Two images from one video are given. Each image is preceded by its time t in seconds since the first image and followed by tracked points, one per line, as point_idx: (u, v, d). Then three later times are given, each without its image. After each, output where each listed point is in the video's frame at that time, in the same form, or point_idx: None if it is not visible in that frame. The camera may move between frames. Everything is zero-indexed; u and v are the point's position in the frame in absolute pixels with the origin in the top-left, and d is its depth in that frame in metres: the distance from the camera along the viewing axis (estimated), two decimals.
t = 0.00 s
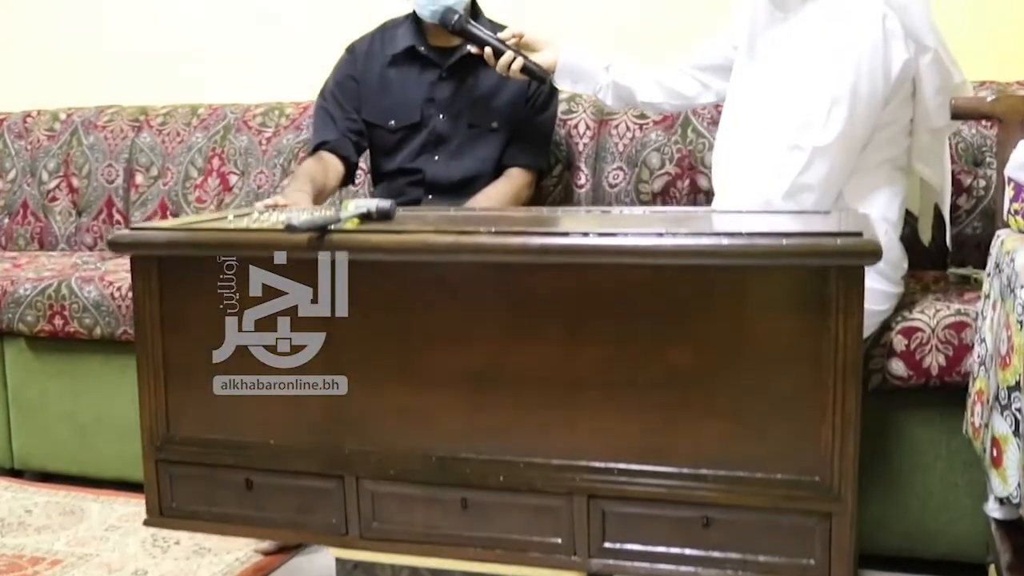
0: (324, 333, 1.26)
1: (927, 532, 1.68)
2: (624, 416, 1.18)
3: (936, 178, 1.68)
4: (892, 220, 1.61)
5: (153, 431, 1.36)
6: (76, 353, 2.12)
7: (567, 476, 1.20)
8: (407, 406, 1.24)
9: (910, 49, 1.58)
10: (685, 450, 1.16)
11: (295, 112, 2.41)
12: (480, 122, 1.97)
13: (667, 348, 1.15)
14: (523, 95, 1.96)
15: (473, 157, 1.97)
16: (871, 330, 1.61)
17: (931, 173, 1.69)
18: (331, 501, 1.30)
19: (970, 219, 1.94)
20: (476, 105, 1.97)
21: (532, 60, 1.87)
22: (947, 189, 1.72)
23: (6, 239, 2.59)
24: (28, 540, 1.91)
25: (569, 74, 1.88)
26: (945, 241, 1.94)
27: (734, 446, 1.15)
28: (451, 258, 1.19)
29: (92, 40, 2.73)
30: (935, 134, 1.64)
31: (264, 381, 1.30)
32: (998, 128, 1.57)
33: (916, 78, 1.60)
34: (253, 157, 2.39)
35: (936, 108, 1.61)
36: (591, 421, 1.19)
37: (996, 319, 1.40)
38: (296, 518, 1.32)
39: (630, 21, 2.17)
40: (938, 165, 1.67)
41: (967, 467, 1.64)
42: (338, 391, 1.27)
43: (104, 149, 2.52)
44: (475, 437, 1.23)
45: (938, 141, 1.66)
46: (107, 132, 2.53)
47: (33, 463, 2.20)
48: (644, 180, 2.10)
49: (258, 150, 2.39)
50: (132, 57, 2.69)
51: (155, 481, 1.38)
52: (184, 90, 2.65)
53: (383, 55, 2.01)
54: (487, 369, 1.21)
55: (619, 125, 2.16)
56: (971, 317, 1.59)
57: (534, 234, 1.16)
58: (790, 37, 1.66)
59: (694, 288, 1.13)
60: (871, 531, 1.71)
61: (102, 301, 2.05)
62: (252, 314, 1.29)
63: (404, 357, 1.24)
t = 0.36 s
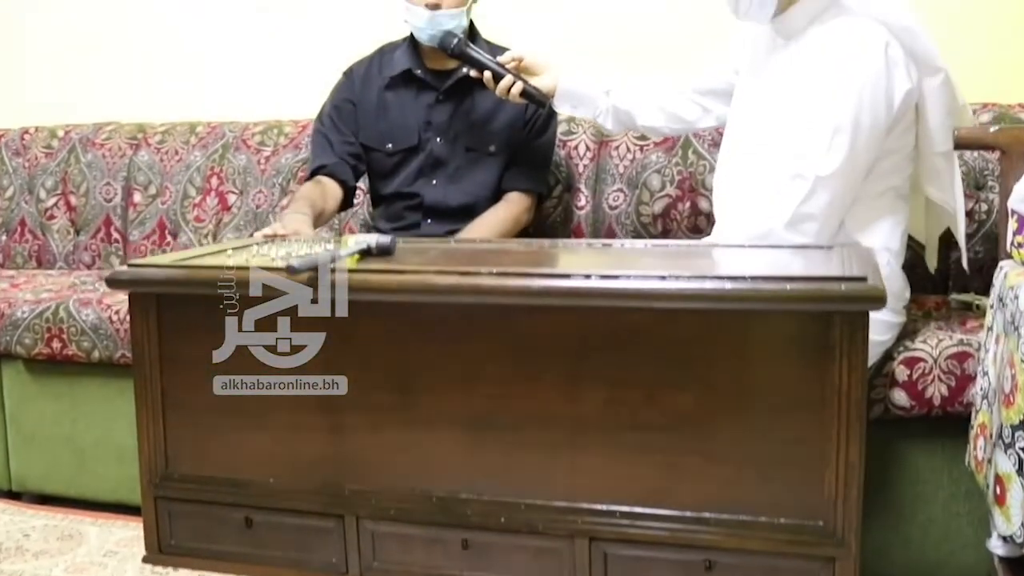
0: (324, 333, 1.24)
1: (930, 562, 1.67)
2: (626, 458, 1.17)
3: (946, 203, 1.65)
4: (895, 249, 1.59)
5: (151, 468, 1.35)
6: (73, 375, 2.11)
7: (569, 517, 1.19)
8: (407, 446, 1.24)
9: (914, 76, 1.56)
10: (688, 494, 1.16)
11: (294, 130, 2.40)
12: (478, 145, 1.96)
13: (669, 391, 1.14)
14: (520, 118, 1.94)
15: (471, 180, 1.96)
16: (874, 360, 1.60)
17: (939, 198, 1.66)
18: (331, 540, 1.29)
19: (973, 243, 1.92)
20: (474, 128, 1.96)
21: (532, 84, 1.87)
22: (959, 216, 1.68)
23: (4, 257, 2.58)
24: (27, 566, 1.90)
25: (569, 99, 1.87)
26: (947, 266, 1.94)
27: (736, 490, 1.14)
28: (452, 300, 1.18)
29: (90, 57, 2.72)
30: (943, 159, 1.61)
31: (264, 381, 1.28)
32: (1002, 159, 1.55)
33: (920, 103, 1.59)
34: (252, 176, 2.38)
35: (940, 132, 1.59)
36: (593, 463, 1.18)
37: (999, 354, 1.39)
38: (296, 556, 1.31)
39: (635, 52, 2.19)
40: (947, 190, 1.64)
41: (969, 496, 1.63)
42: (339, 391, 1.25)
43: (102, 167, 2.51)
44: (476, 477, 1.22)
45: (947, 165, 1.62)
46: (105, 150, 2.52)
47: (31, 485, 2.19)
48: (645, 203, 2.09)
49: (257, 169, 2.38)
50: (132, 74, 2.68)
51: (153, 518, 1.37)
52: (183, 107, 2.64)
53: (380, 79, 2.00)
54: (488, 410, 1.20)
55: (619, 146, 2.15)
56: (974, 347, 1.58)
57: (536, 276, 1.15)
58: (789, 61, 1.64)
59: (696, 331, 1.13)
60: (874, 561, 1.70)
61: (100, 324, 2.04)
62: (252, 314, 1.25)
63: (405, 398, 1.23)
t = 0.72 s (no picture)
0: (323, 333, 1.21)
1: None
2: (632, 511, 1.16)
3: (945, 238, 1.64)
4: (899, 286, 1.59)
5: (153, 515, 1.34)
6: (73, 404, 2.10)
7: (574, 570, 1.18)
8: (411, 496, 1.23)
9: (918, 113, 1.55)
10: (694, 548, 1.15)
11: (294, 154, 2.39)
12: (481, 174, 1.95)
13: (676, 445, 1.14)
14: (524, 148, 1.93)
15: (474, 210, 1.95)
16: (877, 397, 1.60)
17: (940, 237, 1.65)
18: None
19: (976, 272, 1.92)
20: (477, 157, 1.95)
21: (533, 116, 1.87)
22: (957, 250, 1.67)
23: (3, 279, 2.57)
24: None
25: (570, 129, 1.87)
26: (948, 295, 1.93)
27: (743, 544, 1.14)
28: (457, 352, 1.17)
29: (89, 77, 2.71)
30: (944, 197, 1.61)
31: (264, 381, 1.26)
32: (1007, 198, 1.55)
33: (924, 139, 1.58)
34: (251, 200, 2.38)
35: (943, 167, 1.58)
36: (598, 515, 1.17)
37: (1004, 396, 1.38)
38: None
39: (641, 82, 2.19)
40: (948, 229, 1.64)
41: (973, 533, 1.61)
42: (339, 390, 1.23)
43: (101, 190, 2.50)
44: (480, 528, 1.21)
45: (948, 204, 1.62)
46: (104, 173, 2.51)
47: (30, 513, 2.18)
48: (647, 230, 2.08)
49: (256, 193, 2.37)
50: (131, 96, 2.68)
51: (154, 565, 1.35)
52: (182, 129, 2.64)
53: (384, 106, 2.00)
54: (492, 461, 1.19)
55: (621, 173, 2.15)
56: (978, 385, 1.58)
57: (541, 328, 1.14)
58: (795, 94, 1.63)
59: (703, 386, 1.12)
60: None
61: (100, 353, 2.03)
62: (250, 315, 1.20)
63: (409, 448, 1.22)
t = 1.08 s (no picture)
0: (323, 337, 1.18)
1: None
2: (636, 560, 1.16)
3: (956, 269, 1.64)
4: (902, 321, 1.59)
5: (156, 560, 1.33)
6: (75, 430, 2.10)
7: None
8: (415, 543, 1.23)
9: (922, 149, 1.55)
10: None
11: (295, 177, 2.40)
12: (485, 203, 1.95)
13: (680, 495, 1.14)
14: (528, 177, 1.93)
15: (478, 239, 1.96)
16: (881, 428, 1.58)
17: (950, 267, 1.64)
18: None
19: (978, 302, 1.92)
20: (481, 187, 1.95)
21: (536, 143, 1.86)
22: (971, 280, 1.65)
23: (4, 301, 2.57)
24: None
25: (574, 158, 1.86)
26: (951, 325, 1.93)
27: None
28: (461, 401, 1.17)
29: (90, 97, 2.71)
30: (953, 229, 1.61)
31: (264, 381, 1.23)
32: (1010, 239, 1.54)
33: (928, 172, 1.58)
34: (253, 224, 2.38)
35: (948, 199, 1.58)
36: (603, 564, 1.17)
37: (1007, 436, 1.39)
38: None
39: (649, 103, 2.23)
40: (959, 259, 1.63)
41: (975, 567, 1.60)
42: (339, 390, 1.20)
43: (102, 212, 2.50)
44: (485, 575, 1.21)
45: (958, 236, 1.62)
46: (105, 195, 2.51)
47: (32, 539, 2.18)
48: (649, 257, 2.08)
49: (257, 217, 2.38)
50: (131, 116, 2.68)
51: None
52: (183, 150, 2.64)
53: (390, 131, 2.00)
54: (497, 509, 1.20)
55: (623, 199, 2.14)
56: (981, 421, 1.58)
57: (546, 379, 1.15)
58: (801, 128, 1.63)
59: (707, 437, 1.13)
60: None
61: (101, 381, 2.03)
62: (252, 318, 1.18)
63: (414, 496, 1.22)
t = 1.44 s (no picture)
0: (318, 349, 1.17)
1: None
2: None
3: (957, 303, 1.63)
4: (901, 356, 1.60)
5: None
6: (75, 457, 2.10)
7: None
8: None
9: (921, 186, 1.56)
10: None
11: (295, 201, 2.40)
12: (486, 233, 1.96)
13: (679, 545, 1.14)
14: (529, 207, 1.94)
15: (479, 267, 1.96)
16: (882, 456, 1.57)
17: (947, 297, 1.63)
18: None
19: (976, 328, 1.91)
20: (481, 217, 1.96)
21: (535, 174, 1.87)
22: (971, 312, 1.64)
23: (4, 322, 2.57)
24: None
25: (573, 188, 1.86)
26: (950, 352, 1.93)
27: None
28: (462, 450, 1.18)
29: (89, 118, 2.72)
30: (951, 262, 1.60)
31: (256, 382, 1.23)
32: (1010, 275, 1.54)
33: (927, 207, 1.58)
34: (252, 247, 2.39)
35: (946, 232, 1.58)
36: None
37: (1005, 476, 1.39)
38: None
39: (652, 125, 2.27)
40: (957, 291, 1.62)
41: None
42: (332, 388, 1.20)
43: (101, 234, 2.51)
44: None
45: (956, 269, 1.60)
46: (104, 217, 2.52)
47: (32, 564, 2.18)
48: (648, 283, 2.08)
49: (257, 240, 2.39)
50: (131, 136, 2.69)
51: None
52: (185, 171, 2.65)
53: (390, 160, 2.00)
54: (496, 556, 1.20)
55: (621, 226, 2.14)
56: (978, 456, 1.58)
57: (546, 429, 1.15)
58: (799, 163, 1.64)
59: (706, 488, 1.13)
60: None
61: (101, 409, 2.03)
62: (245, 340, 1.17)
63: (414, 542, 1.23)
